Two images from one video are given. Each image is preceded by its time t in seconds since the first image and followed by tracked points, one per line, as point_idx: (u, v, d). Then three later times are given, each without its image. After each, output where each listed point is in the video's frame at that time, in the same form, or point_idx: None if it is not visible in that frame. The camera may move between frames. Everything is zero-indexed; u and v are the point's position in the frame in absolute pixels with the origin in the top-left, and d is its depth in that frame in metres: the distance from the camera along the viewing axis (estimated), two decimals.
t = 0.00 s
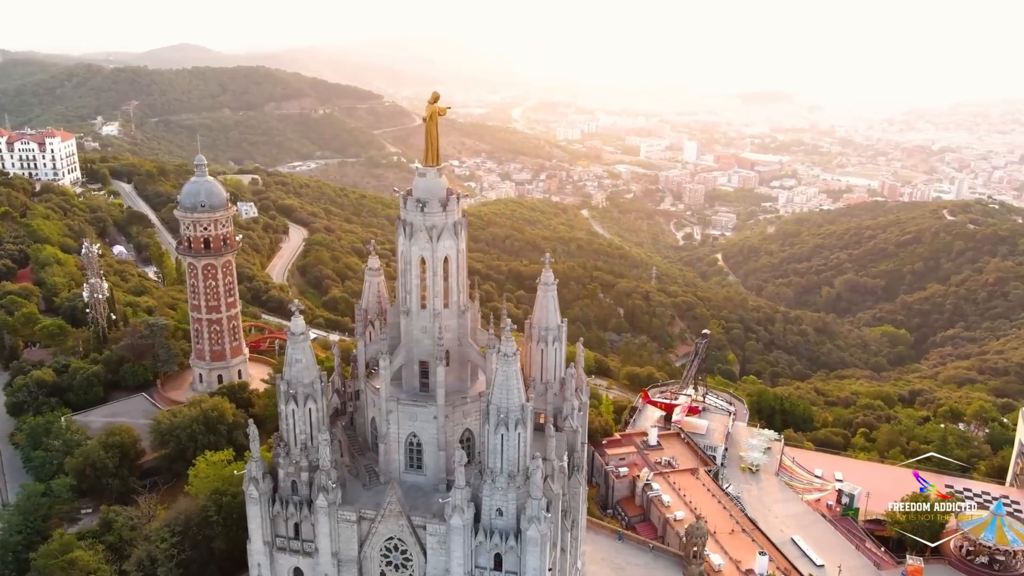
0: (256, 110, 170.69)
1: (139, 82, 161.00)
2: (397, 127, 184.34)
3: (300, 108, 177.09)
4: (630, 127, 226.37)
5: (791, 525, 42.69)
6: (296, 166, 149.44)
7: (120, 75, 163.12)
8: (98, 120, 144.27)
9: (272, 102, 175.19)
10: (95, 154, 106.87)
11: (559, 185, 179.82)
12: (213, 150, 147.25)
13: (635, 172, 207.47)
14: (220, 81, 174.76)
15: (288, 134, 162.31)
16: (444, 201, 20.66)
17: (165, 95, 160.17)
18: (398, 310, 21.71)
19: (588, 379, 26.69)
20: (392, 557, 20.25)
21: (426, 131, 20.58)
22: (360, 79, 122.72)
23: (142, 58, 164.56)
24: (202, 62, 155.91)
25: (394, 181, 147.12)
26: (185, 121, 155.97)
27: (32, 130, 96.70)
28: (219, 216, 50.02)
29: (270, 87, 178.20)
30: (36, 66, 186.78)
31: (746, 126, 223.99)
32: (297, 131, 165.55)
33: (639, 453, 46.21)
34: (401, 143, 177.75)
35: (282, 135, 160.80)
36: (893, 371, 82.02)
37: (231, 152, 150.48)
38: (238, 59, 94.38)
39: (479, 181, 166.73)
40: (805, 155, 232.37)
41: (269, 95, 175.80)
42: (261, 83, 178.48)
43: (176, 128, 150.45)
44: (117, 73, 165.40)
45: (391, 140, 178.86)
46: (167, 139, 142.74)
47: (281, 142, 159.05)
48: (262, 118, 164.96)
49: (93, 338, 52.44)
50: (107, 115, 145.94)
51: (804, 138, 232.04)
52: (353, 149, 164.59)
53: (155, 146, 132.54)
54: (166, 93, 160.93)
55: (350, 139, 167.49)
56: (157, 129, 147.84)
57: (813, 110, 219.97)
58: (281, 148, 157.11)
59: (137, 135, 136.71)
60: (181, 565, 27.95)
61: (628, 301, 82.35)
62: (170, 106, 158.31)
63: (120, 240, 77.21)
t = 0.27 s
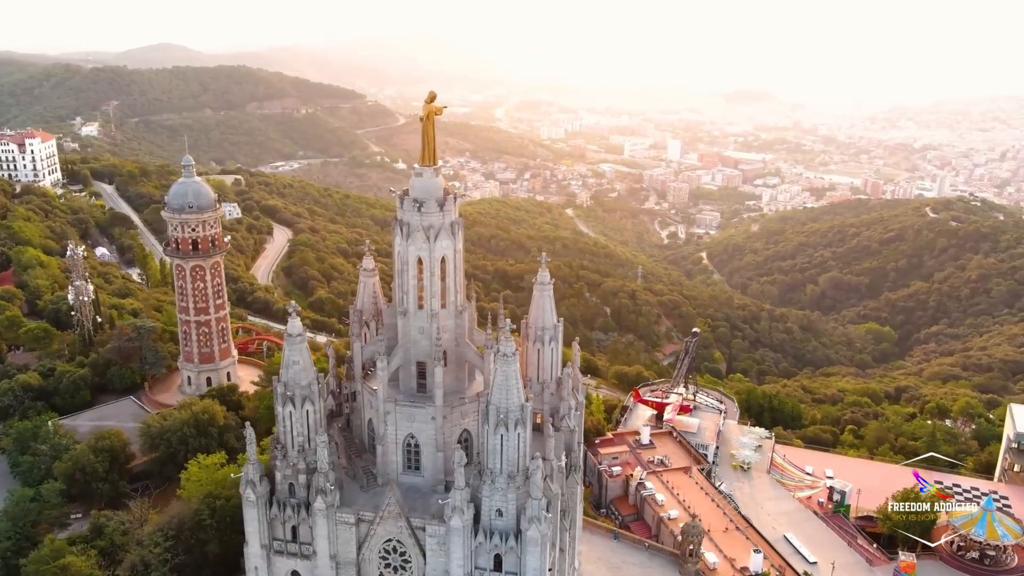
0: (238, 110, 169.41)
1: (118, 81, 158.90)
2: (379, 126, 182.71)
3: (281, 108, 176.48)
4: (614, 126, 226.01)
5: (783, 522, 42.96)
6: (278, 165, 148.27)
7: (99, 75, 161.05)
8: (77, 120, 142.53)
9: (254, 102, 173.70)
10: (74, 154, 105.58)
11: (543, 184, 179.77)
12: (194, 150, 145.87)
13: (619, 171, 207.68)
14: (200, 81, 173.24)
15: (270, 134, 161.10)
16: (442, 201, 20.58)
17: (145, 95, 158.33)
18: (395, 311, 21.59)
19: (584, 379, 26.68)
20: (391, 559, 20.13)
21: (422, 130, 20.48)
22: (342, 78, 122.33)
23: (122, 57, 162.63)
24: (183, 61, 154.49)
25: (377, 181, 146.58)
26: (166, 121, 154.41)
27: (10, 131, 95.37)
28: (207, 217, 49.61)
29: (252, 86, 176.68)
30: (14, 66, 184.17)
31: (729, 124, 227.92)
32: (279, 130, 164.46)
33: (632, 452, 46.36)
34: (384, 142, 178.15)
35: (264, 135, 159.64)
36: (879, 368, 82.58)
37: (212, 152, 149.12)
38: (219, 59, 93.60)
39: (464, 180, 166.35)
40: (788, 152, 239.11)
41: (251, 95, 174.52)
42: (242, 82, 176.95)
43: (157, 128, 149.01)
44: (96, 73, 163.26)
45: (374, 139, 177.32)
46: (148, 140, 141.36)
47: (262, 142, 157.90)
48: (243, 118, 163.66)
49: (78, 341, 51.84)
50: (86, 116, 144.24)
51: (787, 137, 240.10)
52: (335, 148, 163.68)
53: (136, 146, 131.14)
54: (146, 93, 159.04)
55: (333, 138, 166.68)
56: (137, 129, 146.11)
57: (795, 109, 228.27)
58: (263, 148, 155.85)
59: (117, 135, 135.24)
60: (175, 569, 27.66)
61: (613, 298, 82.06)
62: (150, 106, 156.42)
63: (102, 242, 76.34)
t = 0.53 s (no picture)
0: (218, 110, 167.98)
1: (97, 81, 157.19)
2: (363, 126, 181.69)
3: (263, 108, 175.49)
4: (597, 126, 223.51)
5: (775, 520, 43.20)
6: (260, 166, 147.13)
7: (77, 75, 159.15)
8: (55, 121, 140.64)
9: (235, 101, 172.54)
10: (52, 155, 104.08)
11: (527, 183, 178.58)
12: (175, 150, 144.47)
13: (603, 171, 207.45)
14: (180, 80, 171.64)
15: (252, 134, 159.77)
16: (439, 201, 20.48)
17: (125, 95, 156.65)
18: (392, 311, 21.50)
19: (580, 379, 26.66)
20: (390, 561, 20.03)
21: (419, 130, 20.39)
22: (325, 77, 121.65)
23: (101, 57, 160.85)
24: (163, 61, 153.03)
25: (360, 181, 145.90)
26: (145, 121, 152.76)
27: None
28: (195, 218, 49.20)
29: (233, 86, 175.41)
30: None
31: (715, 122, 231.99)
32: (260, 130, 163.12)
33: (624, 451, 46.51)
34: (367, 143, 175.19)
35: (245, 135, 158.34)
36: (863, 365, 83.16)
37: (193, 152, 147.58)
38: (199, 58, 92.58)
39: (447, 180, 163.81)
40: (772, 150, 245.77)
41: (231, 94, 173.14)
42: (223, 82, 175.73)
43: (136, 128, 147.47)
44: (74, 73, 161.32)
45: (357, 139, 176.01)
46: (128, 140, 139.85)
47: (244, 142, 156.54)
48: (223, 118, 162.23)
49: (63, 344, 51.19)
50: (64, 116, 142.46)
51: (770, 135, 247.76)
52: (318, 149, 163.13)
53: (115, 146, 129.69)
54: (126, 93, 157.44)
55: (315, 138, 165.86)
56: (117, 129, 144.49)
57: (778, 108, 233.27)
58: (245, 148, 154.57)
59: (96, 136, 133.75)
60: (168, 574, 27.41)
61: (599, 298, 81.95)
62: (130, 106, 154.80)
63: (85, 243, 75.44)
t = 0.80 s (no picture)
0: (199, 110, 166.73)
1: (75, 82, 155.88)
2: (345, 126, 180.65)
3: (243, 108, 173.97)
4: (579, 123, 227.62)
5: (768, 517, 43.45)
6: (241, 166, 145.67)
7: (55, 75, 157.15)
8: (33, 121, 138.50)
9: (215, 101, 171.34)
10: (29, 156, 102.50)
11: (512, 182, 170.59)
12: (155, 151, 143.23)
13: (587, 169, 203.90)
14: (160, 80, 170.31)
15: (232, 134, 158.30)
16: (436, 201, 20.41)
17: (103, 95, 154.91)
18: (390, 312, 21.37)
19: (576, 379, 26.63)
20: (389, 563, 19.94)
21: (417, 129, 20.31)
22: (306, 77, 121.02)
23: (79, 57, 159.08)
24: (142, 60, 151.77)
25: (342, 181, 145.12)
26: (125, 121, 151.18)
27: None
28: (183, 220, 48.81)
29: (213, 86, 174.20)
30: None
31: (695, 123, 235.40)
32: (241, 130, 161.88)
33: (617, 450, 46.63)
34: (348, 142, 173.27)
35: (225, 135, 157.03)
36: (848, 362, 83.69)
37: (173, 153, 145.89)
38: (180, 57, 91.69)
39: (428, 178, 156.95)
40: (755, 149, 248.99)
41: (212, 94, 172.01)
42: (203, 82, 174.27)
43: (115, 128, 146.04)
44: (52, 73, 159.13)
45: (339, 139, 173.73)
46: (107, 141, 138.35)
47: (225, 142, 155.09)
48: (204, 118, 160.85)
49: (48, 348, 50.44)
50: (42, 116, 140.65)
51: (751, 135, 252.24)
52: (300, 147, 160.78)
53: (94, 147, 127.96)
54: (105, 93, 155.63)
55: (296, 138, 163.95)
56: (96, 129, 142.96)
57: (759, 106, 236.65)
58: (225, 148, 152.96)
59: (74, 137, 131.99)
60: None
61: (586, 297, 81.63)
62: (109, 106, 152.97)
63: (66, 245, 74.62)
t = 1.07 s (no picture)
0: (178, 110, 164.71)
1: (53, 81, 154.11)
2: (327, 126, 180.39)
3: (224, 108, 171.66)
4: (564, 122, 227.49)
5: (760, 515, 43.67)
6: (222, 166, 144.83)
7: (32, 75, 155.17)
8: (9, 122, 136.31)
9: (196, 101, 169.16)
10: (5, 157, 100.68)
11: (495, 182, 171.07)
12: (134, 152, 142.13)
13: (570, 168, 203.81)
14: (139, 79, 168.17)
15: (213, 134, 156.68)
16: (433, 200, 20.31)
17: (81, 95, 153.19)
18: (386, 313, 21.27)
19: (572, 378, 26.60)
20: (388, 565, 19.88)
21: (413, 129, 20.21)
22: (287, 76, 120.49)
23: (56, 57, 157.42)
24: (121, 59, 149.96)
25: (325, 181, 144.69)
26: (103, 122, 149.17)
27: None
28: (170, 221, 48.35)
29: (194, 86, 171.84)
30: None
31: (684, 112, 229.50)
32: (222, 130, 160.44)
33: (609, 450, 46.73)
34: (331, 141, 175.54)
35: (206, 135, 155.33)
36: (833, 359, 84.27)
37: (154, 154, 144.48)
38: (160, 57, 90.39)
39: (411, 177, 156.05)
40: (738, 147, 250.41)
41: (192, 94, 169.71)
42: (184, 82, 171.83)
43: (94, 129, 144.42)
44: (29, 73, 156.93)
45: (321, 138, 174.04)
46: (86, 142, 136.66)
47: (206, 143, 153.61)
48: (184, 118, 158.86)
49: (32, 352, 49.61)
50: (20, 117, 139.01)
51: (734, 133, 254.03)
52: (282, 147, 159.69)
53: (73, 148, 126.25)
54: (83, 93, 153.82)
55: (278, 138, 162.23)
56: (74, 130, 141.63)
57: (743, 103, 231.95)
58: (206, 148, 151.27)
59: (53, 137, 130.43)
60: None
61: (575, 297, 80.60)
62: (87, 106, 151.55)
63: (48, 248, 73.50)
